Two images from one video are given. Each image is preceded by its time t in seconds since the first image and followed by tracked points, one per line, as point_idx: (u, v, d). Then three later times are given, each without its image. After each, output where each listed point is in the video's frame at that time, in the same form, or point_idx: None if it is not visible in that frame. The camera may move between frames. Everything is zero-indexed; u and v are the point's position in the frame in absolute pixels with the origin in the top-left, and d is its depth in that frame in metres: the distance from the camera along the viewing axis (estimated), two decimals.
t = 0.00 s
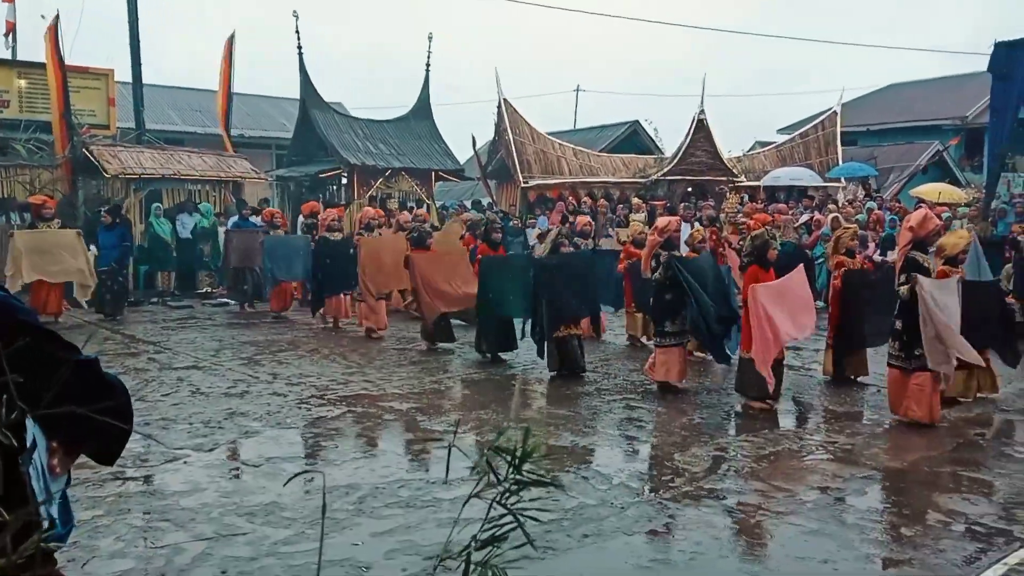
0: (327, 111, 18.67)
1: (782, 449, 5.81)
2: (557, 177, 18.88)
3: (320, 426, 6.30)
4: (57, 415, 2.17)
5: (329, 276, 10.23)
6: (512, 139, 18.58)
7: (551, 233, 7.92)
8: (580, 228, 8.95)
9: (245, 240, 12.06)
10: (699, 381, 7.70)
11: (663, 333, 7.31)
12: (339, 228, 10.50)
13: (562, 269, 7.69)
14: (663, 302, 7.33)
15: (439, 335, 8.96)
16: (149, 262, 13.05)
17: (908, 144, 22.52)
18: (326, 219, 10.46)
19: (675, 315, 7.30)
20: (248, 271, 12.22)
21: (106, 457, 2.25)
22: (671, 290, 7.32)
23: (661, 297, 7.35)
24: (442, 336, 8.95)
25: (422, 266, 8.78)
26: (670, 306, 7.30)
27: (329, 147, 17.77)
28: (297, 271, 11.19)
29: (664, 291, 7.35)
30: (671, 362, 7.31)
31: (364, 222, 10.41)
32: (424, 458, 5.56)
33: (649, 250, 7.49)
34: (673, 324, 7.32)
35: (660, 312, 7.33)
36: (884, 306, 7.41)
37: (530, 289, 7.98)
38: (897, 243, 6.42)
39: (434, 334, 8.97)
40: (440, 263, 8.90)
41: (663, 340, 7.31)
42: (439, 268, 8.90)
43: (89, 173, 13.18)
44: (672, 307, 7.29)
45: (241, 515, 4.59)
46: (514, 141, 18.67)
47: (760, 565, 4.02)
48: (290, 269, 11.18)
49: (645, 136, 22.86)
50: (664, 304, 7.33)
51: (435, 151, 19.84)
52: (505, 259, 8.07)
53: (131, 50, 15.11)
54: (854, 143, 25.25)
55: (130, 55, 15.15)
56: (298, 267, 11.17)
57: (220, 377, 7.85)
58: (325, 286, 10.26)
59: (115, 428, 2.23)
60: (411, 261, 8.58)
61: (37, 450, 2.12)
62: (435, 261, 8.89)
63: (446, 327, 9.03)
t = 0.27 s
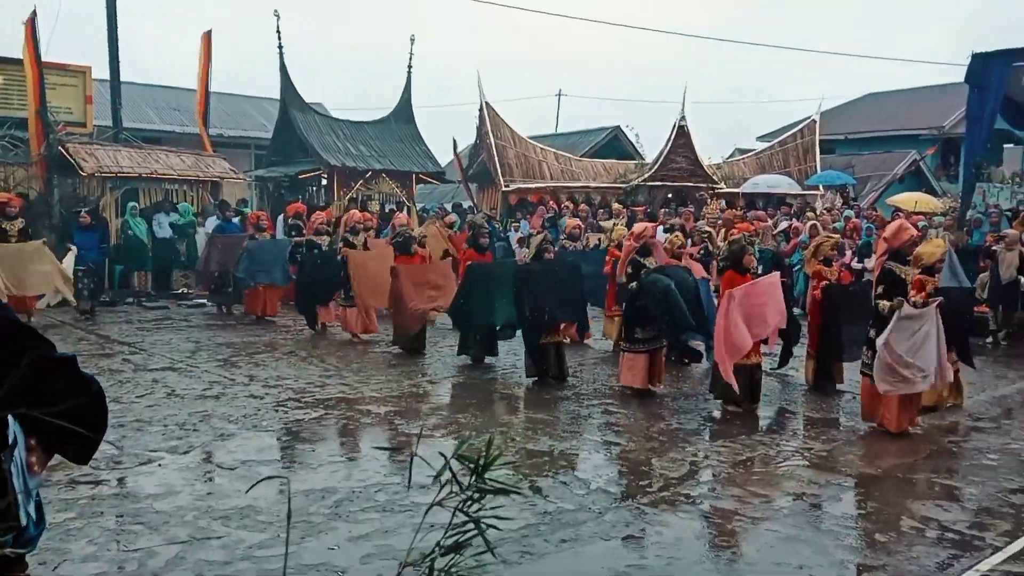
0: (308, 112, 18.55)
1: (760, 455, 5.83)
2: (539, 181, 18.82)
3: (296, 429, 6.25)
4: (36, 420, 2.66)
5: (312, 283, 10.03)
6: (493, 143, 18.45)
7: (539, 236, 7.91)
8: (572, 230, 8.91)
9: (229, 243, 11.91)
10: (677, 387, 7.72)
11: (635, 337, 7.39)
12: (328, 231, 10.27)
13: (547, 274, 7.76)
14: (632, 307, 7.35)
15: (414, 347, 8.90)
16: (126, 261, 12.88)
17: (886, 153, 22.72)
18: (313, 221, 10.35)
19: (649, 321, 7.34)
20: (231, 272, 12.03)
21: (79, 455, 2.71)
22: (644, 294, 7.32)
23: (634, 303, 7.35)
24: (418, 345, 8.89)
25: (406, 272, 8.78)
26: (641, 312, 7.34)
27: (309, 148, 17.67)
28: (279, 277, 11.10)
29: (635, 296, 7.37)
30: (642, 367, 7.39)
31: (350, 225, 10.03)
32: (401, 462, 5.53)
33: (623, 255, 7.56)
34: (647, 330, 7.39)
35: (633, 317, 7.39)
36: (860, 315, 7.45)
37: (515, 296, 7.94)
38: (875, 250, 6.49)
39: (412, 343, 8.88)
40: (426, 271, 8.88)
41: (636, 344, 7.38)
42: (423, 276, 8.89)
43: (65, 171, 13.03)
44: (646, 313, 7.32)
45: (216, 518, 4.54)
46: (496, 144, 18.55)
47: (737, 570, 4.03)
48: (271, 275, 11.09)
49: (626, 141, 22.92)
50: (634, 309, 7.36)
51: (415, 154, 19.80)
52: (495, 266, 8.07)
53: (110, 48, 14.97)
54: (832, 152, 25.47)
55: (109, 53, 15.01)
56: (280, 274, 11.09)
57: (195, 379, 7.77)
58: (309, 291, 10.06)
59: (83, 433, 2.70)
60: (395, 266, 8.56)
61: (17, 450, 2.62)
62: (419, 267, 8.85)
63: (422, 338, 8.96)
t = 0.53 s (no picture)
0: (283, 121, 18.49)
1: (732, 466, 5.86)
2: (515, 193, 18.89)
3: (268, 441, 6.20)
4: None
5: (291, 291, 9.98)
6: (470, 154, 18.50)
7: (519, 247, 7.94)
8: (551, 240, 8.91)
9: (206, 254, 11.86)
10: (650, 398, 7.75)
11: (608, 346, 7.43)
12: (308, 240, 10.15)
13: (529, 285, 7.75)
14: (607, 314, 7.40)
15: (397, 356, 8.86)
16: (96, 271, 12.72)
17: (857, 168, 23.01)
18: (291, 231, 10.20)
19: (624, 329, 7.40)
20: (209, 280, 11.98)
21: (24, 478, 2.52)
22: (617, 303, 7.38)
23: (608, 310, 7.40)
24: (396, 356, 8.84)
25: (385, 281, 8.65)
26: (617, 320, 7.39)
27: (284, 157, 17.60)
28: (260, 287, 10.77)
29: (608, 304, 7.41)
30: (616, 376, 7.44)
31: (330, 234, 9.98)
32: (373, 474, 5.50)
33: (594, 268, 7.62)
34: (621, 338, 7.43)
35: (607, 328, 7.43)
36: (831, 326, 7.54)
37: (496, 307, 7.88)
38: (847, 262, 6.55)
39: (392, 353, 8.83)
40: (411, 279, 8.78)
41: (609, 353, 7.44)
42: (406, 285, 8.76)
43: (35, 178, 12.87)
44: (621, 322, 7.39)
45: (185, 532, 4.49)
46: (473, 156, 18.59)
47: None
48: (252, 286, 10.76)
49: (602, 154, 23.04)
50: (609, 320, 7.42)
51: (391, 165, 19.78)
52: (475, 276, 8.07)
53: (82, 55, 14.84)
54: (804, 166, 25.75)
55: (81, 61, 14.88)
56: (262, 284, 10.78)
57: (165, 390, 7.69)
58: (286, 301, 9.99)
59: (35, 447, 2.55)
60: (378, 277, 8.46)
61: None
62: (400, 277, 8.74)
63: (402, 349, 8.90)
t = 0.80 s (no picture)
0: (256, 133, 18.36)
1: (709, 479, 5.87)
2: (491, 207, 18.88)
3: (242, 457, 6.12)
4: None
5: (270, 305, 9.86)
6: (446, 166, 18.48)
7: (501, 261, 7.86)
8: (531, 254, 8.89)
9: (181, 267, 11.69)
10: (627, 411, 7.75)
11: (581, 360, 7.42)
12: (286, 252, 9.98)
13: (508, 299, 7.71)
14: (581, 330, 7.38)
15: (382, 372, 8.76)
16: (65, 285, 12.53)
17: (828, 183, 23.27)
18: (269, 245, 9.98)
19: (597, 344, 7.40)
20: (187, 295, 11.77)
21: None
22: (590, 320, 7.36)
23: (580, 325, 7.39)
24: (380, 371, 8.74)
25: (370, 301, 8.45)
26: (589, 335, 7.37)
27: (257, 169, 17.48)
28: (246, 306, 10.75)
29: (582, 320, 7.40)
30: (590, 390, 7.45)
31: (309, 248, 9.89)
32: (348, 490, 5.44)
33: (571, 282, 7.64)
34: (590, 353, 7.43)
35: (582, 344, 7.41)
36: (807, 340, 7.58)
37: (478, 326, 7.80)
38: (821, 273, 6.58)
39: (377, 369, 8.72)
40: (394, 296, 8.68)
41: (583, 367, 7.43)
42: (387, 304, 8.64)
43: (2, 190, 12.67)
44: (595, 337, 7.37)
45: (155, 550, 4.41)
46: (449, 168, 18.57)
47: None
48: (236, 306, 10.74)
49: (577, 167, 23.13)
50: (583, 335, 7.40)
51: (366, 178, 19.72)
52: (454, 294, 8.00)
53: (51, 66, 14.68)
54: (776, 181, 26.02)
55: (50, 71, 14.70)
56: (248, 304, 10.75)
57: (135, 406, 7.57)
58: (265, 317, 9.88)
59: None
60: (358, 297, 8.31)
61: None
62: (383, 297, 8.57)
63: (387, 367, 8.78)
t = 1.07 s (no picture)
0: (241, 144, 18.33)
1: (695, 489, 5.88)
2: (477, 218, 18.90)
3: (226, 470, 6.08)
4: None
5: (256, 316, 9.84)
6: (432, 177, 18.50)
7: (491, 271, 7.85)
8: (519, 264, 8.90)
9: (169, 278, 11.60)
10: (613, 422, 7.72)
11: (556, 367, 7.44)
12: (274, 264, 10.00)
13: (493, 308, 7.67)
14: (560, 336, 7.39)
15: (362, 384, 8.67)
16: (47, 297, 12.43)
17: (811, 194, 23.44)
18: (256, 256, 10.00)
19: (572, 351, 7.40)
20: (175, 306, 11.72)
21: None
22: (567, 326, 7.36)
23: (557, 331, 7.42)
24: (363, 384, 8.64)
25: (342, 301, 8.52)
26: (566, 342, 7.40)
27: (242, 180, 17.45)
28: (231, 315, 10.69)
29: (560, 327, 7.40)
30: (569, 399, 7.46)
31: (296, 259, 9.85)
32: (334, 502, 5.42)
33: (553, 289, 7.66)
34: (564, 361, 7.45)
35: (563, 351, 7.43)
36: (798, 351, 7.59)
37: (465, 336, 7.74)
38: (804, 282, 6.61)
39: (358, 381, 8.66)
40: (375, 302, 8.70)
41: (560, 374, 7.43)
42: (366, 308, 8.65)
43: None
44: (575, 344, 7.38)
45: (139, 564, 4.38)
46: (435, 179, 18.60)
47: None
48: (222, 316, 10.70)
49: (562, 179, 23.20)
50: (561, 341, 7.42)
51: (352, 189, 19.71)
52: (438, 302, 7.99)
53: (35, 78, 14.61)
54: (760, 192, 26.18)
55: (33, 83, 14.64)
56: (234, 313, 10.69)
57: (118, 419, 7.52)
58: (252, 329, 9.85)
59: None
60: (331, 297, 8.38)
61: None
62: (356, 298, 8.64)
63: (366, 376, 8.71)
